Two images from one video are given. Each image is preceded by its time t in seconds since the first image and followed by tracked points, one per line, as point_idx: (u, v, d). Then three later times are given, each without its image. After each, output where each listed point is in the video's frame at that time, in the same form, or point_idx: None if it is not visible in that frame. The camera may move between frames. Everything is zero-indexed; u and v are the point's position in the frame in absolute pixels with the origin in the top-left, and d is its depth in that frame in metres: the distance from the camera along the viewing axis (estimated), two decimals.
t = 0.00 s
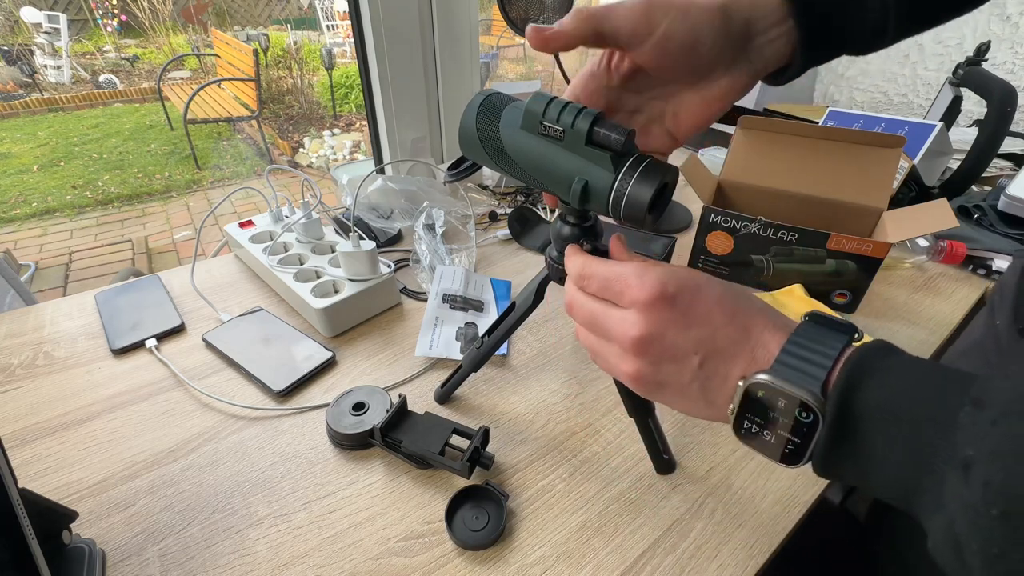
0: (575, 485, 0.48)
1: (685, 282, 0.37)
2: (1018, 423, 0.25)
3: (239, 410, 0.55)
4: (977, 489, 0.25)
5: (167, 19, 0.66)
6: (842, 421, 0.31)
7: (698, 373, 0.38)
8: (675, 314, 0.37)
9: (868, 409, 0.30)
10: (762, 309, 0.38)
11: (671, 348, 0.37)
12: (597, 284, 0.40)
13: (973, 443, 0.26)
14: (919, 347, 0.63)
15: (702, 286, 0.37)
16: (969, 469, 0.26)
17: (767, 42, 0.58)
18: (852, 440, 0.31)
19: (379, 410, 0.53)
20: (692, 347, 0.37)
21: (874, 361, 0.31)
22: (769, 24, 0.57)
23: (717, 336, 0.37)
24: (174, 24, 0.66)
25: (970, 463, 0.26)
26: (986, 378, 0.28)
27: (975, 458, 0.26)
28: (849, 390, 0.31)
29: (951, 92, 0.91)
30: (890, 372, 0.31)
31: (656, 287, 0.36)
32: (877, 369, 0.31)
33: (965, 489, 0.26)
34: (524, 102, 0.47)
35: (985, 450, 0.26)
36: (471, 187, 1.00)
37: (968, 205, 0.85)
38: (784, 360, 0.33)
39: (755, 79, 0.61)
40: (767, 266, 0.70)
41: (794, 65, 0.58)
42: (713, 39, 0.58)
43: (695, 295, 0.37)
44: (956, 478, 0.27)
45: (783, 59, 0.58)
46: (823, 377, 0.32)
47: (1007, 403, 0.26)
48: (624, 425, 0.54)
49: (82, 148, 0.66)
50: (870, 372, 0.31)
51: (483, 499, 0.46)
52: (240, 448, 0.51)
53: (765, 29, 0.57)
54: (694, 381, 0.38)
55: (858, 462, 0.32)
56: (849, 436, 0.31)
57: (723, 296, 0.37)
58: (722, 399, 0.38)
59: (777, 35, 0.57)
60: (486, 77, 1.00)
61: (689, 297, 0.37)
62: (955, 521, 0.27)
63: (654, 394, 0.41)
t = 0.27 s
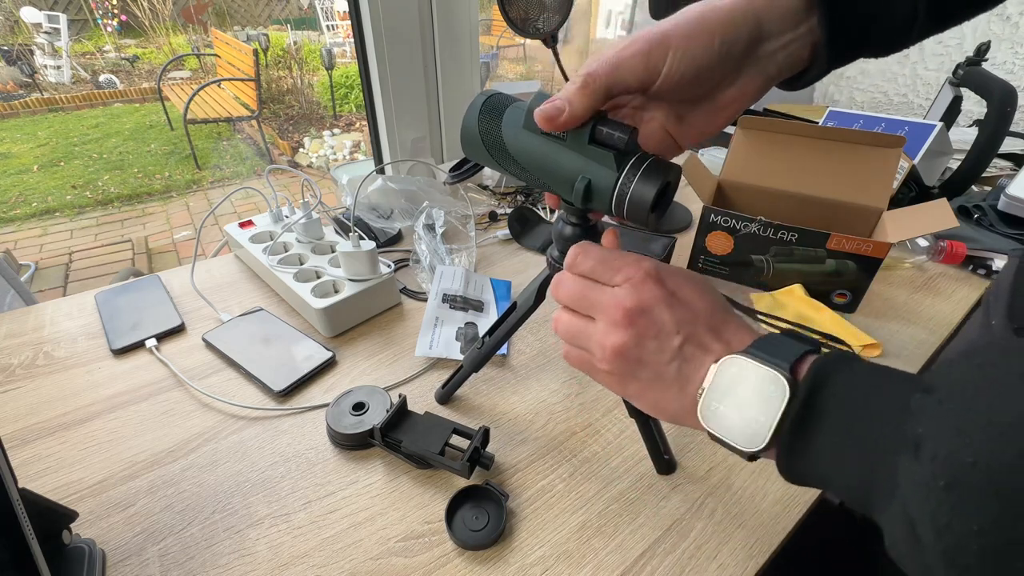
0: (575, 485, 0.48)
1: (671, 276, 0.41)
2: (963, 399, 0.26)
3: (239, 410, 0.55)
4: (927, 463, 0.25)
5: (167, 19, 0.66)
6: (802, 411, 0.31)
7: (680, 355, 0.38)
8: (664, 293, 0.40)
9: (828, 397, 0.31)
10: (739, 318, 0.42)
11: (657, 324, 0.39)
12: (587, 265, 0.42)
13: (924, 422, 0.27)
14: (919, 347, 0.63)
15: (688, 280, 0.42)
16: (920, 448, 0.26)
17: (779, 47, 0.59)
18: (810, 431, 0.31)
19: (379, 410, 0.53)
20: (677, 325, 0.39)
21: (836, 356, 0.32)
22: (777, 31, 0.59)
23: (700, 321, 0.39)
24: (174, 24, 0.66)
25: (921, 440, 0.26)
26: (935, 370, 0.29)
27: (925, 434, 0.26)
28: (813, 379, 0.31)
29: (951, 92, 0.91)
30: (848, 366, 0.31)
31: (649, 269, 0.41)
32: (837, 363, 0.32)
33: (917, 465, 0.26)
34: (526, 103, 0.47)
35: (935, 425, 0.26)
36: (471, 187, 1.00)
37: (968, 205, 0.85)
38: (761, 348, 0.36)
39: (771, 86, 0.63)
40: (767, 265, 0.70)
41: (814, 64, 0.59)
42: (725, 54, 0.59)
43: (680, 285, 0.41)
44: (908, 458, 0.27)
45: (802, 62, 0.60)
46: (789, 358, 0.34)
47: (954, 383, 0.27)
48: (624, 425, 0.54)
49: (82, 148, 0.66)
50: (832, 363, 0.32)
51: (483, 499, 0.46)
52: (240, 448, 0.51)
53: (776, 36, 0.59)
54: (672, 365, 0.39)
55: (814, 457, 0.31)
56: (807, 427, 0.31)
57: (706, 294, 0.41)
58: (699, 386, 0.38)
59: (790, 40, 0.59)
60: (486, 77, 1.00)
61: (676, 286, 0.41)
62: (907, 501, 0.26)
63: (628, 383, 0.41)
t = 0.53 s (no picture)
0: (575, 485, 0.48)
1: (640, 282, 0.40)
2: (975, 402, 0.25)
3: (239, 410, 0.55)
4: (936, 467, 0.26)
5: (167, 19, 0.66)
6: (806, 408, 0.31)
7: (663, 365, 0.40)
8: (629, 310, 0.40)
9: (834, 395, 0.30)
10: (723, 302, 0.39)
11: (631, 341, 0.40)
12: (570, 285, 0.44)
13: (931, 423, 0.26)
14: (918, 347, 0.63)
15: (653, 286, 0.39)
16: (928, 450, 0.26)
17: (759, 44, 0.59)
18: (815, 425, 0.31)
19: (379, 410, 0.53)
20: (647, 341, 0.40)
21: (842, 347, 0.31)
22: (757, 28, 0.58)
23: (671, 333, 0.39)
24: (174, 24, 0.66)
25: (931, 442, 0.26)
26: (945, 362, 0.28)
27: (934, 437, 0.26)
28: (815, 377, 0.31)
29: (951, 92, 0.91)
30: (854, 359, 0.31)
31: (608, 292, 0.40)
32: (844, 355, 0.31)
33: (924, 467, 0.26)
34: (518, 110, 0.47)
35: (945, 428, 0.26)
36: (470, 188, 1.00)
37: (968, 205, 0.85)
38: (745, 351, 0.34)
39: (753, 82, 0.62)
40: (767, 266, 0.70)
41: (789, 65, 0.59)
42: (708, 51, 0.59)
43: (648, 292, 0.39)
44: (915, 459, 0.27)
45: (782, 59, 0.59)
46: (775, 367, 0.33)
47: (965, 383, 0.26)
48: (624, 425, 0.54)
49: (82, 148, 0.66)
50: (837, 357, 0.31)
51: (483, 499, 0.46)
52: (240, 448, 0.51)
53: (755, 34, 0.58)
54: (660, 370, 0.41)
55: (823, 449, 0.31)
56: (813, 421, 0.31)
57: (675, 296, 0.39)
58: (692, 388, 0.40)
59: (770, 37, 0.58)
60: (486, 77, 1.00)
61: (642, 295, 0.40)
62: (913, 500, 0.27)
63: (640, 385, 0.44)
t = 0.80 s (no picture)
0: (575, 485, 0.48)
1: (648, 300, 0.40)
2: (992, 426, 0.25)
3: (239, 410, 0.55)
4: (951, 491, 0.25)
5: (167, 19, 0.66)
6: (822, 424, 0.31)
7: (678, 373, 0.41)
8: (639, 327, 0.41)
9: (849, 412, 0.30)
10: (734, 314, 0.38)
11: (645, 352, 0.41)
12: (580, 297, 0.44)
13: (947, 446, 0.26)
14: (919, 347, 0.63)
15: (662, 301, 0.39)
16: (944, 472, 0.26)
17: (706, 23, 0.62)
18: (833, 440, 0.31)
19: (379, 410, 0.53)
20: (660, 354, 0.40)
21: (857, 361, 0.31)
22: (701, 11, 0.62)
23: (682, 347, 0.39)
24: (174, 24, 0.66)
25: (947, 465, 0.26)
26: (964, 378, 0.28)
27: (950, 461, 0.26)
28: (829, 393, 0.31)
29: (951, 92, 0.91)
30: (870, 374, 0.30)
31: (618, 307, 0.41)
32: (862, 370, 0.31)
33: (940, 490, 0.26)
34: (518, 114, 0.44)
35: (961, 451, 0.25)
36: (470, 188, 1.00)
37: (968, 205, 0.85)
38: (759, 369, 0.34)
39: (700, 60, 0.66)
40: (767, 266, 0.70)
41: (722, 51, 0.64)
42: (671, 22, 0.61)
43: (656, 310, 0.39)
44: (932, 479, 0.27)
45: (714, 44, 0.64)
46: (789, 385, 0.33)
47: (981, 405, 0.25)
48: (624, 425, 0.54)
49: (82, 148, 0.66)
50: (853, 372, 0.31)
51: (483, 499, 0.46)
52: (240, 448, 0.51)
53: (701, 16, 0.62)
54: (675, 377, 0.42)
55: (840, 462, 0.32)
56: (830, 437, 0.31)
57: (685, 311, 0.38)
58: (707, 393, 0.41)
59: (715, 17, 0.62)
60: (486, 77, 1.00)
61: (651, 313, 0.40)
62: (929, 522, 0.27)
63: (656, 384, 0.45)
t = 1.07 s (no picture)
0: (575, 485, 0.48)
1: (657, 302, 0.40)
2: (998, 432, 0.25)
3: (239, 410, 0.55)
4: (960, 497, 0.25)
5: (167, 19, 0.66)
6: (829, 430, 0.31)
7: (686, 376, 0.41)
8: (647, 330, 0.41)
9: (857, 417, 0.30)
10: (743, 318, 0.38)
11: (653, 355, 0.41)
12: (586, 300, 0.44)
13: (955, 452, 0.26)
14: (919, 347, 0.63)
15: (672, 304, 0.39)
16: (952, 478, 0.26)
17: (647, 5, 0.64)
18: (841, 446, 0.31)
19: (379, 410, 0.53)
20: (668, 357, 0.40)
21: (862, 366, 0.31)
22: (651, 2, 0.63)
23: (690, 350, 0.39)
24: (174, 24, 0.66)
25: (954, 471, 0.26)
26: (970, 383, 0.27)
27: (957, 468, 0.26)
28: (836, 399, 0.31)
29: (951, 92, 0.91)
30: (877, 379, 0.30)
31: (628, 309, 0.40)
32: (869, 374, 0.31)
33: (948, 496, 0.26)
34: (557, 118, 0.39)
35: (968, 458, 0.25)
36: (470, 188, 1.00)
37: (968, 205, 0.85)
38: (766, 374, 0.34)
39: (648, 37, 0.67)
40: (767, 266, 0.70)
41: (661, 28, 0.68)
42: None
43: (665, 313, 0.39)
44: (940, 485, 0.27)
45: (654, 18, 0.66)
46: (796, 391, 0.33)
47: (986, 410, 0.25)
48: (624, 425, 0.54)
49: (82, 148, 0.66)
50: (858, 377, 0.31)
51: (483, 499, 0.46)
52: (240, 448, 0.51)
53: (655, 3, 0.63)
54: (683, 380, 0.41)
55: (848, 466, 0.32)
56: (837, 442, 0.31)
57: (694, 314, 0.38)
58: (715, 397, 0.40)
59: None
60: (486, 77, 1.00)
61: (659, 316, 0.40)
62: (939, 528, 0.27)
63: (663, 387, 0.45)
